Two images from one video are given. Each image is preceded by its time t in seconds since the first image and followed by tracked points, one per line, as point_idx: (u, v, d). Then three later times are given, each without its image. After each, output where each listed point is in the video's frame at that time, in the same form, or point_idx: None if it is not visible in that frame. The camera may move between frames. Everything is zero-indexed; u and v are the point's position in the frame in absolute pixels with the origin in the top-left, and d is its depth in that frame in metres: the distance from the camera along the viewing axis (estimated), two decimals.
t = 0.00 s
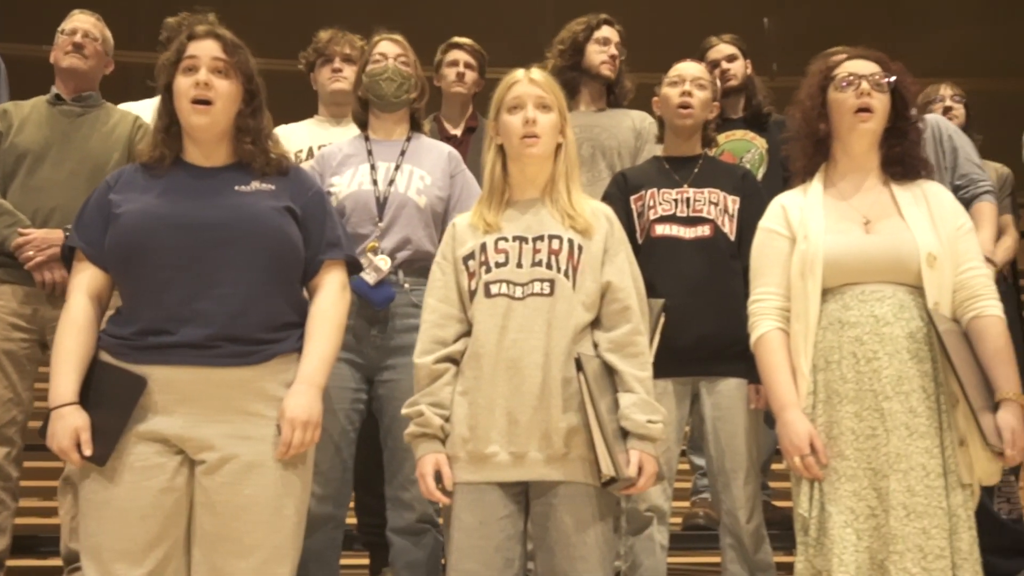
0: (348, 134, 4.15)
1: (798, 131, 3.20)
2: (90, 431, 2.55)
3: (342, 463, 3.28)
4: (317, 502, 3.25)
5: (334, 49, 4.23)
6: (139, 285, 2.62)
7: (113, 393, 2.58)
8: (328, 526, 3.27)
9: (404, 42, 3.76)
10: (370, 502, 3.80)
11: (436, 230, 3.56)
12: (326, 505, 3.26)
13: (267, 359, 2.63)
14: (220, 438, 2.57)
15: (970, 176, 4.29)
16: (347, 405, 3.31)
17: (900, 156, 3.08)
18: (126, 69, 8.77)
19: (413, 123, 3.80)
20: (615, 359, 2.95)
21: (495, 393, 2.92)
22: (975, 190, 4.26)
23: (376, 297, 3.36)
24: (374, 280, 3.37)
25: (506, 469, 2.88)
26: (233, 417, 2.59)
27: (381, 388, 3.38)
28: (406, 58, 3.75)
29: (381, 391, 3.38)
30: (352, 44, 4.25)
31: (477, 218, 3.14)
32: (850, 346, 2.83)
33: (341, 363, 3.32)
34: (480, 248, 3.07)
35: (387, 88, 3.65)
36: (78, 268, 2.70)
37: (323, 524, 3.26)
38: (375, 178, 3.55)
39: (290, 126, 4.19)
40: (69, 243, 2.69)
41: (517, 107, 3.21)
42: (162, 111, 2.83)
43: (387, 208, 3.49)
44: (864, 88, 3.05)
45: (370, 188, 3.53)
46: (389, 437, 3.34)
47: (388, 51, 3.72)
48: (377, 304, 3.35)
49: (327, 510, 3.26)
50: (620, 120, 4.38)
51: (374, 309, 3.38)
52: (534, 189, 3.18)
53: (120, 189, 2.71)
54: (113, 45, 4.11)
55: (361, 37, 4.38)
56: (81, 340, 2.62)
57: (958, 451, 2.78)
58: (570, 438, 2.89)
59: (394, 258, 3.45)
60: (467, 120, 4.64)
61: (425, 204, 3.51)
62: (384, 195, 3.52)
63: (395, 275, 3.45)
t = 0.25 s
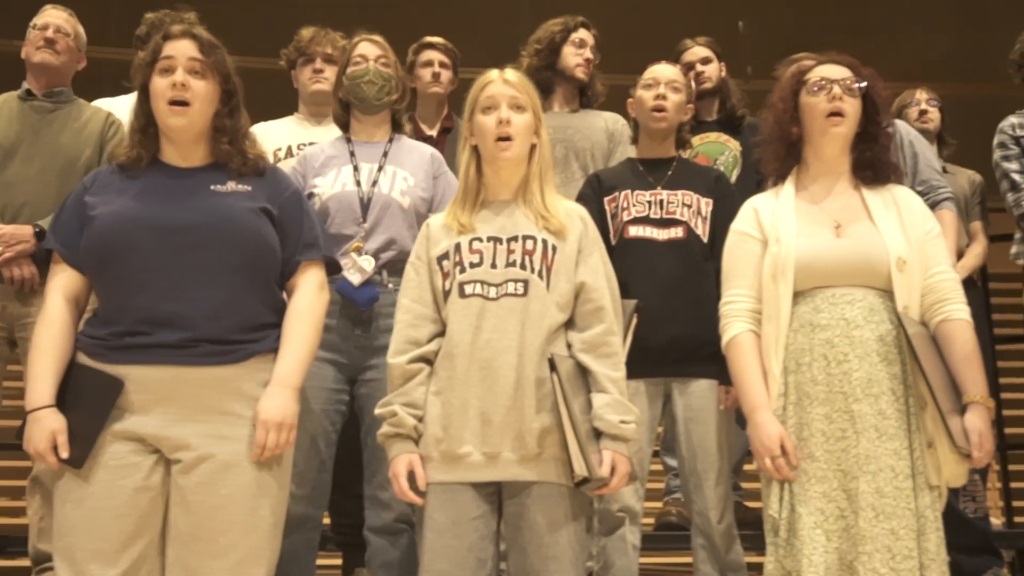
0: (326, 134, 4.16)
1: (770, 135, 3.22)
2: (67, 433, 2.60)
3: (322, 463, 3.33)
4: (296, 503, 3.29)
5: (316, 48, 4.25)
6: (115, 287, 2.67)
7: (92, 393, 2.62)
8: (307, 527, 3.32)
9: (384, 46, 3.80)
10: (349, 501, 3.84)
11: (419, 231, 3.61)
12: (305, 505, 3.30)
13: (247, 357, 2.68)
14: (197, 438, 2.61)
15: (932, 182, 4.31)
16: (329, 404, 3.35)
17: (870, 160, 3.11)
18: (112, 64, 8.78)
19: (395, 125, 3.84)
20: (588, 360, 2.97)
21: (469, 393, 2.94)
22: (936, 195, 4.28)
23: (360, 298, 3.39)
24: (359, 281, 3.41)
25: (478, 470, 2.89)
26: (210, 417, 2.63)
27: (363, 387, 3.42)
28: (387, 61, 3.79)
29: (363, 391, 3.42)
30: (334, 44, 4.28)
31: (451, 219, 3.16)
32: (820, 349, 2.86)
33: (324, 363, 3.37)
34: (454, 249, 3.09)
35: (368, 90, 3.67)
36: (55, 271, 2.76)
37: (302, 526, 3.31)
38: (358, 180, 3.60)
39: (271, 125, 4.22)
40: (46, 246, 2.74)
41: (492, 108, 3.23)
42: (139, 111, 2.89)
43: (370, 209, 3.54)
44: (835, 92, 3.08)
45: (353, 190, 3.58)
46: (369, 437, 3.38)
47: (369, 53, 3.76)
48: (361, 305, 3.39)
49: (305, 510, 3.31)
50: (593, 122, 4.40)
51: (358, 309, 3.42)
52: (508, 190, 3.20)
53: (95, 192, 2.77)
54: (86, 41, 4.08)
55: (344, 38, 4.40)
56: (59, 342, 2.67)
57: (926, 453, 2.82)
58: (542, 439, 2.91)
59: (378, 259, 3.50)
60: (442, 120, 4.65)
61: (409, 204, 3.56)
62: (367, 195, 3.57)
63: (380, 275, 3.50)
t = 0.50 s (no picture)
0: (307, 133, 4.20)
1: (743, 138, 3.26)
2: (43, 433, 2.62)
3: (301, 463, 3.46)
4: (274, 505, 3.40)
5: (297, 47, 4.29)
6: (90, 284, 2.71)
7: (66, 393, 2.65)
8: (282, 528, 3.44)
9: (365, 45, 3.95)
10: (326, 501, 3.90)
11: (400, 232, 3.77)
12: (282, 507, 3.42)
13: (224, 356, 2.72)
14: (171, 438, 2.64)
15: (897, 189, 4.32)
16: (311, 403, 3.49)
17: (841, 164, 3.15)
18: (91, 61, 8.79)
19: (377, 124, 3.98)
20: (560, 360, 2.98)
21: (441, 393, 2.96)
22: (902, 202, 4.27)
23: (344, 298, 3.54)
24: (342, 281, 3.55)
25: (449, 469, 2.91)
26: (186, 417, 2.67)
27: (344, 387, 3.57)
28: (368, 61, 3.94)
29: (343, 390, 3.57)
30: (314, 44, 4.32)
31: (424, 218, 3.19)
32: (791, 350, 2.89)
33: (307, 364, 3.51)
34: (427, 247, 3.12)
35: (349, 90, 3.83)
36: (32, 269, 2.81)
37: (278, 528, 3.43)
38: (340, 180, 3.74)
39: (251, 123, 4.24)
40: (22, 244, 2.79)
41: (467, 108, 3.25)
42: (117, 109, 2.93)
43: (353, 209, 3.69)
44: (807, 95, 3.11)
45: (335, 189, 3.72)
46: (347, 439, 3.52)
47: (350, 53, 3.91)
48: (346, 304, 3.53)
49: (283, 511, 3.43)
50: (565, 121, 4.42)
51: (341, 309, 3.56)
52: (481, 189, 3.22)
53: (71, 189, 2.82)
54: (56, 37, 4.06)
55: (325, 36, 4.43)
56: (36, 340, 2.71)
57: (894, 455, 2.85)
58: (513, 439, 2.93)
59: (362, 259, 3.63)
60: (418, 119, 4.69)
61: (391, 204, 3.71)
62: (350, 195, 3.71)
63: (363, 275, 3.63)
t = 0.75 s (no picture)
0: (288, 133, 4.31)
1: (718, 139, 3.27)
2: (18, 431, 2.68)
3: (281, 463, 3.55)
4: (255, 505, 3.48)
5: (277, 46, 4.37)
6: (67, 282, 2.77)
7: (41, 393, 2.70)
8: (263, 528, 3.50)
9: (347, 45, 4.07)
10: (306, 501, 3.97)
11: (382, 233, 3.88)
12: (261, 507, 3.49)
13: (202, 356, 2.77)
14: (147, 437, 2.69)
15: (871, 190, 4.39)
16: (294, 403, 3.59)
17: (815, 166, 3.17)
18: (65, 55, 8.68)
19: (360, 125, 4.10)
20: (534, 361, 2.98)
21: (415, 394, 2.96)
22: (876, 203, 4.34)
23: (327, 298, 3.64)
24: (325, 281, 3.64)
25: (422, 470, 2.91)
26: (163, 416, 2.72)
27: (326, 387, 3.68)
28: (351, 61, 4.06)
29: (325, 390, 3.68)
30: (295, 44, 4.41)
31: (400, 217, 3.18)
32: (766, 351, 2.90)
33: (291, 365, 3.61)
34: (402, 247, 3.11)
35: (332, 89, 3.94)
36: (10, 267, 2.86)
37: (257, 528, 3.49)
38: (323, 180, 3.84)
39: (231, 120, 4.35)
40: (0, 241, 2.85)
41: (445, 107, 3.25)
42: (95, 105, 2.98)
43: (336, 209, 3.78)
44: (781, 96, 3.13)
45: (318, 189, 3.82)
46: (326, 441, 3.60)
47: (334, 53, 4.03)
48: (329, 305, 3.64)
49: (263, 512, 3.49)
50: (544, 124, 4.42)
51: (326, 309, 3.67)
52: (458, 189, 3.22)
53: (49, 186, 2.87)
54: (29, 33, 4.02)
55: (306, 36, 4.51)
56: (12, 338, 2.76)
57: (868, 455, 2.87)
58: (487, 439, 2.93)
59: (344, 260, 3.73)
60: (394, 117, 4.70)
61: (374, 203, 3.81)
62: (333, 195, 3.81)
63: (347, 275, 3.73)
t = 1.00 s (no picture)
0: (269, 131, 4.29)
1: (694, 140, 3.29)
2: None
3: (260, 463, 3.58)
4: (234, 505, 3.51)
5: (259, 45, 4.37)
6: (43, 278, 2.76)
7: (16, 392, 2.69)
8: (240, 529, 3.54)
9: (330, 45, 4.10)
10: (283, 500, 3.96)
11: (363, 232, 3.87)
12: (240, 508, 3.52)
13: (176, 356, 2.75)
14: (121, 437, 2.68)
15: (849, 194, 4.42)
16: (273, 403, 3.61)
17: (791, 168, 3.18)
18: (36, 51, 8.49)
19: (343, 126, 4.14)
20: (510, 361, 2.98)
21: (390, 395, 2.95)
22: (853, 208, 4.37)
23: (308, 298, 3.62)
24: (306, 282, 3.62)
25: (397, 470, 2.90)
26: (138, 416, 2.71)
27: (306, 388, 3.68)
28: (334, 60, 4.10)
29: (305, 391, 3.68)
30: (276, 43, 4.40)
31: (376, 218, 3.17)
32: (744, 352, 2.92)
33: (270, 365, 3.62)
34: (377, 248, 3.10)
35: (315, 89, 3.96)
36: None
37: (232, 530, 3.52)
38: (304, 181, 3.85)
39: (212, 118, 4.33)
40: None
41: (422, 107, 3.25)
42: (72, 102, 2.98)
43: (318, 209, 3.79)
44: (756, 98, 3.14)
45: (300, 189, 3.82)
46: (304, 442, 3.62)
47: (316, 52, 4.06)
48: (309, 306, 3.62)
49: (241, 512, 3.53)
50: (519, 123, 4.42)
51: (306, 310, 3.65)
52: (434, 189, 3.21)
53: (26, 182, 2.87)
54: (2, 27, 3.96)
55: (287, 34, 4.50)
56: None
57: (846, 456, 2.89)
58: (462, 440, 2.93)
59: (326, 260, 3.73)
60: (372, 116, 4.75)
61: (356, 204, 3.82)
62: (314, 195, 3.81)
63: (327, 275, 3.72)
